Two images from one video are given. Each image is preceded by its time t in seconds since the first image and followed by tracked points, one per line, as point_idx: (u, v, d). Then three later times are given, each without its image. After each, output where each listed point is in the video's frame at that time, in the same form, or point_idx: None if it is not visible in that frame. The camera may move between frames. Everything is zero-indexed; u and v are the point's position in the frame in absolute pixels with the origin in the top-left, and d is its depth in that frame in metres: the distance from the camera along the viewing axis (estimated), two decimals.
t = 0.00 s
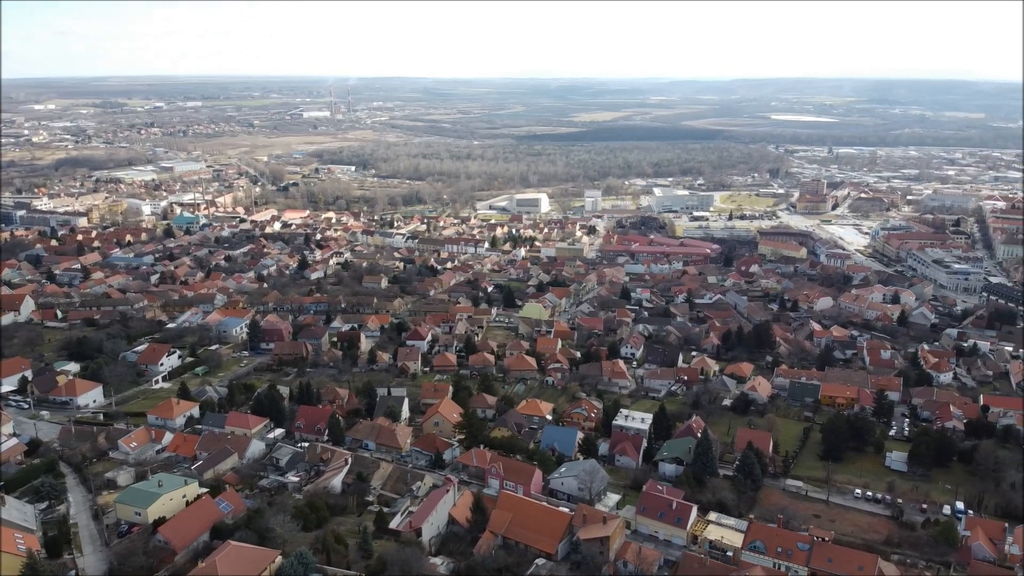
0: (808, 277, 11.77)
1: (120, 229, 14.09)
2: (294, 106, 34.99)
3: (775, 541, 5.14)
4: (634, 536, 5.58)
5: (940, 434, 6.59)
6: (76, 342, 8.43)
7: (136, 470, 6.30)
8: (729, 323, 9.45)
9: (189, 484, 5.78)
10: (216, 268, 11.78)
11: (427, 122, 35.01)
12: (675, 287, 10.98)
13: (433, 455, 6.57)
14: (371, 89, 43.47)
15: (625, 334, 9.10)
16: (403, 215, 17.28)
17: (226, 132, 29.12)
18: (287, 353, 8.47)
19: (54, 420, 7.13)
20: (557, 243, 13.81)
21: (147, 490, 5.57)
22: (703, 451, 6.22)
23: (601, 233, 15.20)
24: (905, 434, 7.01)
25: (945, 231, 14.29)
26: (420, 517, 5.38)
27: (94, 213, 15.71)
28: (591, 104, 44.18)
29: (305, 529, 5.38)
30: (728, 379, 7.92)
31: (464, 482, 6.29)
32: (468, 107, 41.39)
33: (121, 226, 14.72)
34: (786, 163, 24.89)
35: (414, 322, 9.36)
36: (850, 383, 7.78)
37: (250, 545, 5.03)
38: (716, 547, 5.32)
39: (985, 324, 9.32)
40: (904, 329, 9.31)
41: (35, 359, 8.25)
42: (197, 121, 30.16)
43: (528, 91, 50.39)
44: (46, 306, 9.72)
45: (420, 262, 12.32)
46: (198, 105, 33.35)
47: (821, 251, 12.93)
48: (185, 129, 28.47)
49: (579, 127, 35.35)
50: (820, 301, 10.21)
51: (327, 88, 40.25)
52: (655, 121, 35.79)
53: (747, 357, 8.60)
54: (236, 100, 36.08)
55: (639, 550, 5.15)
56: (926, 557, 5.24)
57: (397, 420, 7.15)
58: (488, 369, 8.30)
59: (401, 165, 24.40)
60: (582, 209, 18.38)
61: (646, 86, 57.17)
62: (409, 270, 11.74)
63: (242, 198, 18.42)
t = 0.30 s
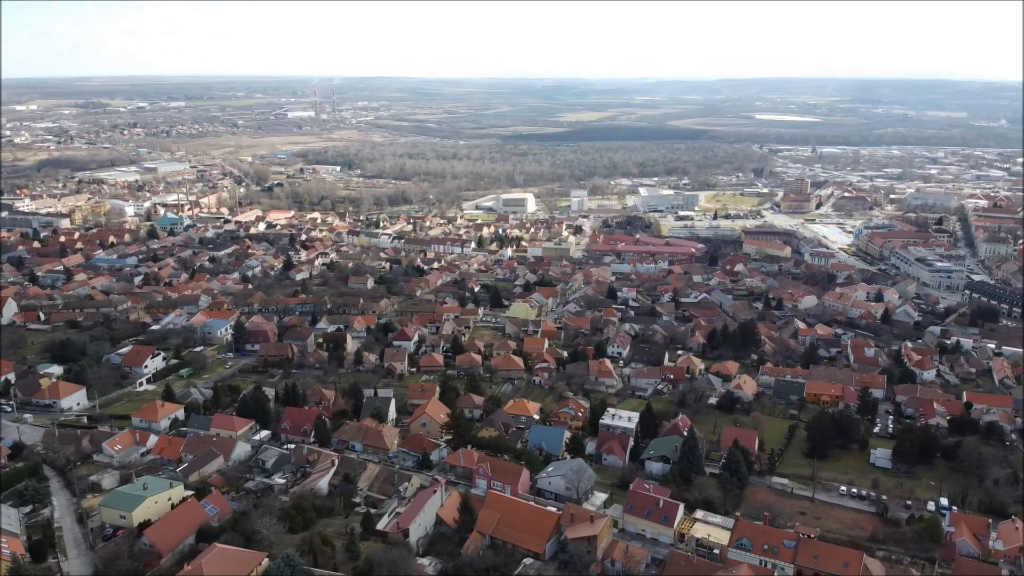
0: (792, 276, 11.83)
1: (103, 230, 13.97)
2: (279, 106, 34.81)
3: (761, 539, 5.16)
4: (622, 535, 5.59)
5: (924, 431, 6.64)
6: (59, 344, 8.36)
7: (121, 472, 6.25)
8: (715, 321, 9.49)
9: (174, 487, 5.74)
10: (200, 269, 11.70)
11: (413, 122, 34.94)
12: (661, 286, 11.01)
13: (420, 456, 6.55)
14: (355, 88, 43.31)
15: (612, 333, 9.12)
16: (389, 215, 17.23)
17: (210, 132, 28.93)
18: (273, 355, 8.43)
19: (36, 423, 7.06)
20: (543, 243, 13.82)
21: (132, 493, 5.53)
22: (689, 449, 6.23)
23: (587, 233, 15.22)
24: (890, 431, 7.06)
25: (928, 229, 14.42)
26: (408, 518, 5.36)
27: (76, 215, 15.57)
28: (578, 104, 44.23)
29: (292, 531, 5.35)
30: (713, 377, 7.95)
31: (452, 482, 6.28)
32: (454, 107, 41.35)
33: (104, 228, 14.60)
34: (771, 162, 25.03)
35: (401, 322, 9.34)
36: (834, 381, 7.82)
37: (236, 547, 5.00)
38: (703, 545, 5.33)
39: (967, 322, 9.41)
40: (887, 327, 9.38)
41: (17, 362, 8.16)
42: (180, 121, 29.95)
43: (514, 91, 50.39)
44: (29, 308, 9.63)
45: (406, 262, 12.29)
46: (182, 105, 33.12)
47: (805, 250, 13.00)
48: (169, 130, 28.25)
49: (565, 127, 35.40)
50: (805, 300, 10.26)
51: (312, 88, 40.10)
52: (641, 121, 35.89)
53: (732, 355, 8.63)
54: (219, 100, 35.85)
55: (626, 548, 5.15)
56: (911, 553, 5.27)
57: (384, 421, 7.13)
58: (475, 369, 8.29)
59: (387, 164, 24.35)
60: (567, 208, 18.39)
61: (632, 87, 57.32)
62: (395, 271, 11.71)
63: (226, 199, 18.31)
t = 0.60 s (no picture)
0: (777, 275, 11.89)
1: (85, 232, 13.85)
2: (263, 106, 34.62)
3: (747, 536, 5.19)
4: (609, 534, 5.59)
5: (909, 428, 6.69)
6: (42, 347, 8.28)
7: (105, 476, 6.20)
8: (700, 320, 9.53)
9: (159, 490, 5.71)
10: (184, 270, 11.63)
11: (398, 123, 34.87)
12: (647, 285, 11.05)
13: (407, 457, 6.53)
14: (340, 88, 43.17)
15: (598, 333, 9.14)
16: (375, 215, 17.19)
17: (194, 132, 28.74)
18: (258, 356, 8.39)
19: (20, 427, 6.99)
20: (529, 243, 13.82)
21: (116, 496, 5.48)
22: (676, 447, 6.25)
23: (573, 232, 15.25)
24: (874, 428, 7.10)
25: (910, 228, 14.54)
26: (395, 520, 5.34)
27: (58, 216, 15.43)
28: (563, 104, 44.31)
29: (278, 533, 5.33)
30: (699, 376, 7.98)
31: (439, 483, 6.27)
32: (440, 107, 41.31)
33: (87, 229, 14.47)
34: (755, 161, 25.19)
35: (387, 323, 9.32)
36: (819, 379, 7.87)
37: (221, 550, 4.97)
38: (690, 543, 5.35)
39: (950, 320, 9.50)
40: (871, 324, 9.45)
41: None
42: (163, 121, 29.73)
43: (499, 91, 50.40)
44: (10, 310, 9.53)
45: (393, 262, 12.27)
46: (165, 105, 32.90)
47: (789, 249, 13.07)
48: (152, 130, 28.04)
49: (551, 127, 35.46)
50: (789, 298, 10.31)
51: (296, 88, 39.91)
52: (626, 121, 35.99)
53: (717, 354, 8.67)
54: (202, 100, 35.61)
55: (614, 547, 5.16)
56: (896, 549, 5.31)
57: (370, 422, 7.10)
58: (462, 370, 8.29)
59: (372, 165, 24.29)
60: (554, 208, 18.41)
61: (616, 87, 57.45)
62: (381, 271, 11.68)
63: (210, 199, 18.20)
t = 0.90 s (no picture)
0: (762, 274, 11.94)
1: (68, 233, 13.72)
2: (247, 106, 34.40)
3: (733, 534, 5.21)
4: (596, 533, 5.59)
5: (893, 425, 6.74)
6: (25, 349, 8.20)
7: (89, 479, 6.14)
8: (686, 319, 9.56)
9: (144, 493, 5.66)
10: (168, 272, 11.56)
11: (383, 122, 34.78)
12: (633, 285, 11.07)
13: (394, 458, 6.51)
14: (325, 88, 43.00)
15: (585, 332, 9.15)
16: (361, 216, 17.14)
17: (177, 133, 28.54)
18: (243, 358, 8.35)
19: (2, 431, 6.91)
20: (516, 243, 13.82)
21: (101, 500, 5.43)
22: (662, 446, 6.26)
23: (560, 232, 15.26)
24: (858, 426, 7.15)
25: (893, 227, 14.65)
26: (382, 521, 5.32)
27: (40, 218, 15.28)
28: (549, 104, 44.36)
29: (265, 536, 5.29)
30: (685, 375, 8.00)
31: (426, 484, 6.25)
32: (425, 107, 41.26)
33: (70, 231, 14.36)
34: (740, 161, 25.32)
35: (374, 324, 9.30)
36: (804, 377, 7.91)
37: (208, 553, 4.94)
38: (677, 542, 5.36)
39: (933, 318, 9.58)
40: (855, 323, 9.51)
41: None
42: (146, 121, 29.48)
43: (485, 91, 50.41)
44: None
45: (379, 263, 12.23)
46: (148, 105, 32.67)
47: (774, 248, 13.12)
48: (135, 130, 27.81)
49: (537, 127, 35.51)
50: (774, 297, 10.36)
51: (281, 88, 39.72)
52: (612, 121, 36.08)
53: (703, 353, 8.70)
54: (185, 100, 35.35)
55: (602, 546, 5.16)
56: (881, 545, 5.34)
57: (357, 424, 7.08)
58: (449, 370, 8.27)
59: (358, 165, 24.23)
60: (540, 208, 18.42)
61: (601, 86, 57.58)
62: (367, 272, 11.65)
63: (194, 200, 18.07)
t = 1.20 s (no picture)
0: (747, 273, 12.00)
1: (50, 235, 13.60)
2: (231, 107, 34.19)
3: (720, 532, 5.23)
4: (584, 532, 5.60)
5: (877, 423, 6.79)
6: (7, 352, 8.11)
7: (73, 483, 6.10)
8: (672, 318, 9.59)
9: (129, 496, 5.61)
10: (152, 273, 11.49)
11: (368, 123, 34.70)
12: (619, 284, 11.11)
13: (381, 459, 6.48)
14: (310, 88, 42.83)
15: (572, 332, 9.17)
16: (347, 216, 17.10)
17: (161, 133, 28.34)
18: (229, 359, 8.31)
19: None
20: (502, 243, 13.83)
21: (85, 503, 5.39)
22: (649, 445, 6.27)
23: (546, 232, 15.28)
24: (843, 423, 7.20)
25: (877, 225, 14.76)
26: (369, 522, 5.30)
27: (22, 220, 15.13)
28: (535, 104, 44.39)
29: (251, 538, 5.27)
30: (671, 374, 8.04)
31: (414, 485, 6.23)
32: (411, 108, 41.21)
33: (52, 232, 14.24)
34: (724, 161, 25.45)
35: (360, 325, 9.27)
36: (789, 375, 7.96)
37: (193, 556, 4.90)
38: (664, 540, 5.37)
39: (917, 315, 9.67)
40: (839, 321, 9.58)
41: None
42: (130, 121, 29.25)
43: (470, 91, 50.42)
44: None
45: (365, 263, 12.21)
46: (131, 105, 32.38)
47: (759, 248, 13.18)
48: (117, 131, 27.59)
49: (523, 127, 35.55)
50: (759, 296, 10.41)
51: (265, 88, 39.53)
52: (597, 121, 36.18)
53: (689, 351, 8.73)
54: (169, 100, 35.09)
55: (589, 545, 5.17)
56: (867, 542, 5.38)
57: (343, 425, 7.05)
58: (436, 370, 8.26)
59: (343, 165, 24.17)
60: (526, 208, 18.43)
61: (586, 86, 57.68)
62: (353, 273, 11.62)
63: (178, 201, 17.96)
